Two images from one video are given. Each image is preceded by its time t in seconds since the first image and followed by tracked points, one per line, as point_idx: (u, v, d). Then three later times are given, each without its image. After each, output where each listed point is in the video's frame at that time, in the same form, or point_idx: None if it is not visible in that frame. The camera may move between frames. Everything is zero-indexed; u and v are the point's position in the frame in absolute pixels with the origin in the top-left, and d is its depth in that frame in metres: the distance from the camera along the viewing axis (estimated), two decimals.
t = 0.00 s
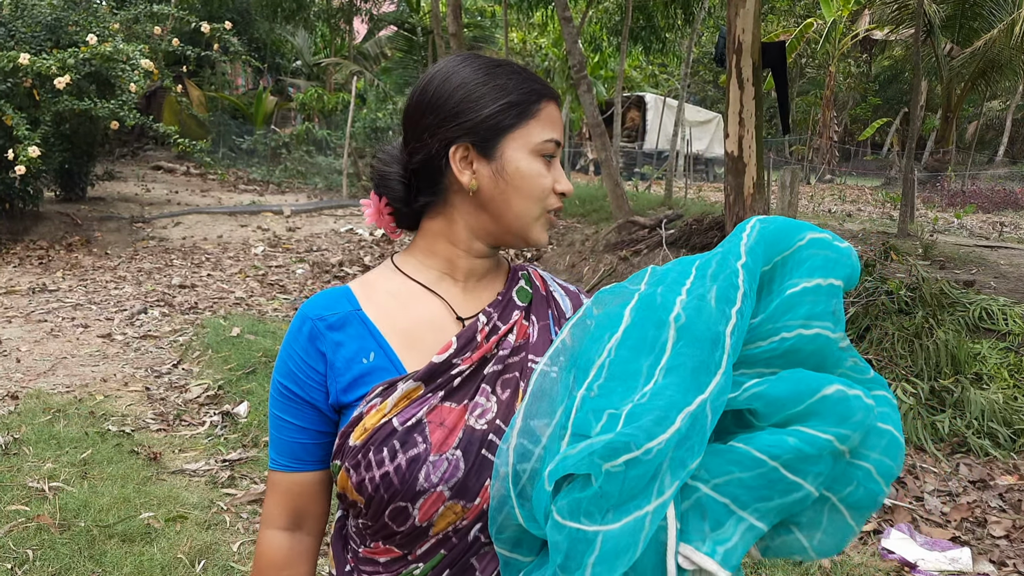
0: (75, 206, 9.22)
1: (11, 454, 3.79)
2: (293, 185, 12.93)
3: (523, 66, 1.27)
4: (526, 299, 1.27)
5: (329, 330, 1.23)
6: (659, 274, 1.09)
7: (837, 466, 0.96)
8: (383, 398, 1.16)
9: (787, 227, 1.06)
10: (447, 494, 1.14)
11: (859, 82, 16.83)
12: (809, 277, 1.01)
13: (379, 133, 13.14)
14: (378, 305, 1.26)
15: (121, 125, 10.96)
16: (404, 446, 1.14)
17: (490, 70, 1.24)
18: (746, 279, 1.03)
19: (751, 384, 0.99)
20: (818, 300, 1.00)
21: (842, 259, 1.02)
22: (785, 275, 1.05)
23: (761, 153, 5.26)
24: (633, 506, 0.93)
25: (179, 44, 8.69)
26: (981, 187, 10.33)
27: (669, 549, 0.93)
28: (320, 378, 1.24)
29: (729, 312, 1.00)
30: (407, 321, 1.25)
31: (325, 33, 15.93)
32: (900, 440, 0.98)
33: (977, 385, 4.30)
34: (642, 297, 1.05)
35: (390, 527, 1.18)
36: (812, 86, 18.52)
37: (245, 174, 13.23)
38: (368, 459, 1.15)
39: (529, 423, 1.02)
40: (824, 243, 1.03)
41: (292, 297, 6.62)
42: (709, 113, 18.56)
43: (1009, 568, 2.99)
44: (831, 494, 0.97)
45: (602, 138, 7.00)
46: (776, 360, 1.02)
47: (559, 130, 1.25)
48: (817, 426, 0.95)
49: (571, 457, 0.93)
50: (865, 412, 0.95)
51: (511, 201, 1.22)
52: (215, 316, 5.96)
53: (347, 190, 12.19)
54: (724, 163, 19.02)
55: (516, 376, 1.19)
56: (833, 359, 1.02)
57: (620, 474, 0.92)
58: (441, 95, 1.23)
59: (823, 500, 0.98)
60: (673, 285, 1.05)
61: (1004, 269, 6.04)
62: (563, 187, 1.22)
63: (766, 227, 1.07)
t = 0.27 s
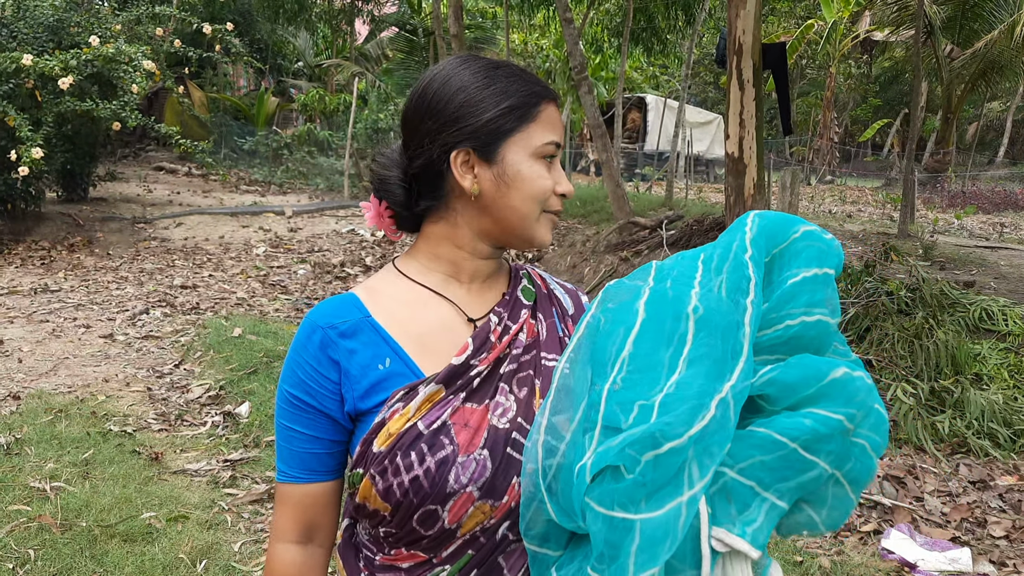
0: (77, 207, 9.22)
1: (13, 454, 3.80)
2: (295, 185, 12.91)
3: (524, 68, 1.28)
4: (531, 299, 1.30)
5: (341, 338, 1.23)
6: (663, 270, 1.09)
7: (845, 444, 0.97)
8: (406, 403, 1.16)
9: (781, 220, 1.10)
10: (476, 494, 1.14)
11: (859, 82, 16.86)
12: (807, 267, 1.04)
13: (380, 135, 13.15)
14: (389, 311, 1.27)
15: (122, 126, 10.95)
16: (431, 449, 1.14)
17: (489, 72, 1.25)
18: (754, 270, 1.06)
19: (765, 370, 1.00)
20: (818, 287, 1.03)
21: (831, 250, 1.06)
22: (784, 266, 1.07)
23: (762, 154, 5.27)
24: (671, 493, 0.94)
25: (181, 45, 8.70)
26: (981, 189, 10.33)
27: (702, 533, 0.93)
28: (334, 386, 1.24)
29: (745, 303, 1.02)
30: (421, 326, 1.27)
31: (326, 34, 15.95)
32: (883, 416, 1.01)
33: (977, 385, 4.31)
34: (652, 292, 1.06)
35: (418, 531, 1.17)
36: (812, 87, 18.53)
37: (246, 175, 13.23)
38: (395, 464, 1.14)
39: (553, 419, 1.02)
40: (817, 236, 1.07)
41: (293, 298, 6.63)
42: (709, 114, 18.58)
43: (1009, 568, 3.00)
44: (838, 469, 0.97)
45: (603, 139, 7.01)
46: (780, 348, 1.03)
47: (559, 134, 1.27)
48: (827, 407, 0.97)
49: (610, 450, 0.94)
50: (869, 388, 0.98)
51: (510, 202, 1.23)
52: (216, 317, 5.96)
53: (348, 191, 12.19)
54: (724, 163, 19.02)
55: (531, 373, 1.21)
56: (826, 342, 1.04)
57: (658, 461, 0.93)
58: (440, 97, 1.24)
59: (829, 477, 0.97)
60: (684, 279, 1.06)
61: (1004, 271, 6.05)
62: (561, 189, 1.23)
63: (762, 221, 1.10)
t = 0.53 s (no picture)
0: (79, 208, 9.24)
1: (15, 454, 3.81)
2: (296, 186, 12.92)
3: (509, 62, 1.27)
4: (537, 298, 1.32)
5: (349, 336, 1.25)
6: (667, 270, 1.08)
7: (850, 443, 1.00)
8: (413, 399, 1.18)
9: (785, 221, 1.06)
10: (482, 489, 1.16)
11: (859, 84, 16.88)
12: (810, 268, 1.03)
13: (381, 135, 13.17)
14: (396, 309, 1.29)
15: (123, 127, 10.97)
16: (437, 445, 1.15)
17: (471, 68, 1.25)
18: (759, 269, 1.03)
19: (769, 369, 1.00)
20: (821, 288, 1.03)
21: (833, 251, 1.05)
22: (787, 267, 1.05)
23: (762, 155, 5.29)
24: (676, 489, 0.95)
25: (183, 46, 8.72)
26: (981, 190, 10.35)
27: (708, 529, 0.95)
28: (343, 382, 1.26)
29: (751, 301, 1.01)
30: (428, 324, 1.28)
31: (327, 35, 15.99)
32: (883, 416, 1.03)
33: (976, 386, 4.33)
34: (657, 292, 1.05)
35: (423, 526, 1.18)
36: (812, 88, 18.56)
37: (248, 176, 13.25)
38: (402, 459, 1.16)
39: (558, 417, 1.03)
40: (821, 237, 1.06)
41: (294, 298, 6.64)
42: (710, 115, 18.61)
43: (1008, 568, 3.02)
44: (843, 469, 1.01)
45: (603, 140, 7.03)
46: (784, 346, 1.03)
47: (538, 126, 1.24)
48: (831, 406, 0.99)
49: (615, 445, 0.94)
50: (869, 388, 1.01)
51: (482, 202, 1.24)
52: (218, 317, 5.98)
53: (349, 192, 12.20)
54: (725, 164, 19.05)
55: (536, 371, 1.23)
56: (828, 342, 1.05)
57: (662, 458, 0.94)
58: (421, 103, 1.28)
59: (828, 476, 1.00)
60: (689, 278, 1.05)
61: (1003, 271, 6.07)
62: (539, 186, 1.22)
63: (766, 219, 1.07)
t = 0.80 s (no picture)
0: (80, 208, 9.25)
1: (16, 454, 3.82)
2: (296, 187, 12.92)
3: (495, 65, 1.30)
4: (542, 301, 1.31)
5: (349, 329, 1.27)
6: (676, 276, 1.10)
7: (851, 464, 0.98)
8: (403, 391, 1.20)
9: (801, 232, 1.06)
10: (463, 483, 1.16)
11: (860, 85, 16.89)
12: (824, 280, 1.02)
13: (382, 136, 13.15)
14: (396, 305, 1.31)
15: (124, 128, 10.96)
16: (421, 437, 1.17)
17: (452, 74, 1.32)
18: (765, 279, 1.03)
19: (767, 380, 0.99)
20: (832, 301, 1.02)
21: (855, 265, 1.04)
22: (801, 278, 1.05)
23: (762, 156, 5.30)
24: (653, 493, 0.95)
25: (184, 48, 8.72)
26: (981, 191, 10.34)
27: (686, 539, 0.95)
28: (341, 373, 1.28)
29: (748, 310, 1.00)
30: (424, 320, 1.30)
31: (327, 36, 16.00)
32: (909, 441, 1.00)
33: (976, 387, 4.33)
34: (661, 297, 1.06)
35: (407, 519, 1.20)
36: (812, 90, 18.57)
37: (248, 177, 13.25)
38: (387, 449, 1.18)
39: (547, 415, 1.03)
40: (840, 249, 1.05)
41: (295, 299, 6.64)
42: (710, 116, 18.62)
43: (1007, 569, 3.02)
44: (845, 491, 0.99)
45: (603, 141, 7.03)
46: (791, 359, 1.02)
47: (483, 131, 1.26)
48: (833, 422, 0.97)
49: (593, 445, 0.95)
50: (877, 411, 0.98)
51: (433, 201, 1.33)
52: (218, 318, 5.98)
53: (349, 193, 12.20)
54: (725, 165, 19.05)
55: (531, 371, 1.23)
56: (843, 359, 1.03)
57: (640, 463, 0.94)
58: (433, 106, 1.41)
59: (834, 498, 0.99)
60: (692, 285, 1.06)
61: (1004, 272, 6.07)
62: (473, 191, 1.26)
63: (780, 231, 1.07)
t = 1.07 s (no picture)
0: (79, 210, 9.25)
1: (16, 456, 3.82)
2: (296, 188, 12.92)
3: (505, 69, 1.31)
4: (543, 303, 1.32)
5: (349, 327, 1.28)
6: (674, 280, 1.10)
7: (847, 480, 0.94)
8: (393, 388, 1.21)
9: (806, 236, 1.05)
10: (447, 482, 1.17)
11: (859, 86, 16.90)
12: (824, 285, 1.01)
13: (381, 138, 13.15)
14: (397, 304, 1.33)
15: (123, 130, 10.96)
16: (407, 434, 1.19)
17: (465, 75, 1.34)
18: (755, 286, 1.02)
19: (757, 390, 0.98)
20: (833, 308, 1.00)
21: (860, 269, 1.02)
22: (803, 283, 1.04)
23: (762, 158, 5.30)
24: (626, 499, 0.94)
25: (183, 49, 8.73)
26: (980, 192, 10.34)
27: (662, 548, 0.94)
28: (338, 370, 1.29)
29: (734, 317, 0.99)
30: (422, 319, 1.32)
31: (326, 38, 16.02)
32: (923, 462, 0.96)
33: (975, 388, 4.33)
34: (654, 301, 1.07)
35: (394, 515, 1.21)
36: (811, 91, 18.58)
37: (248, 178, 13.25)
38: (375, 445, 1.20)
39: (533, 417, 1.06)
40: (844, 254, 1.03)
41: (294, 300, 6.65)
42: (710, 117, 18.64)
43: (1006, 570, 3.03)
44: (840, 509, 0.95)
45: (603, 143, 7.03)
46: (789, 369, 1.01)
47: (485, 130, 1.26)
48: (823, 435, 0.93)
49: (565, 449, 0.96)
50: (876, 426, 0.93)
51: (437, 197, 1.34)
52: (218, 319, 5.98)
53: (349, 194, 12.21)
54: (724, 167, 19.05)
55: (524, 373, 1.23)
56: (846, 369, 1.00)
57: (615, 470, 0.94)
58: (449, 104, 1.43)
59: (833, 514, 0.96)
60: (685, 289, 1.06)
61: (1002, 273, 6.08)
62: (473, 189, 1.27)
63: (782, 236, 1.06)
